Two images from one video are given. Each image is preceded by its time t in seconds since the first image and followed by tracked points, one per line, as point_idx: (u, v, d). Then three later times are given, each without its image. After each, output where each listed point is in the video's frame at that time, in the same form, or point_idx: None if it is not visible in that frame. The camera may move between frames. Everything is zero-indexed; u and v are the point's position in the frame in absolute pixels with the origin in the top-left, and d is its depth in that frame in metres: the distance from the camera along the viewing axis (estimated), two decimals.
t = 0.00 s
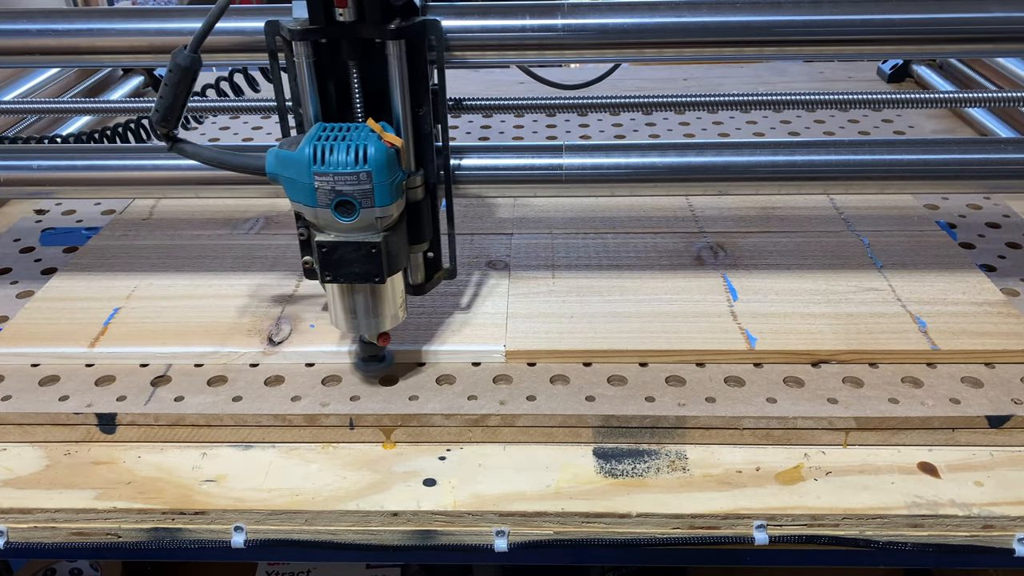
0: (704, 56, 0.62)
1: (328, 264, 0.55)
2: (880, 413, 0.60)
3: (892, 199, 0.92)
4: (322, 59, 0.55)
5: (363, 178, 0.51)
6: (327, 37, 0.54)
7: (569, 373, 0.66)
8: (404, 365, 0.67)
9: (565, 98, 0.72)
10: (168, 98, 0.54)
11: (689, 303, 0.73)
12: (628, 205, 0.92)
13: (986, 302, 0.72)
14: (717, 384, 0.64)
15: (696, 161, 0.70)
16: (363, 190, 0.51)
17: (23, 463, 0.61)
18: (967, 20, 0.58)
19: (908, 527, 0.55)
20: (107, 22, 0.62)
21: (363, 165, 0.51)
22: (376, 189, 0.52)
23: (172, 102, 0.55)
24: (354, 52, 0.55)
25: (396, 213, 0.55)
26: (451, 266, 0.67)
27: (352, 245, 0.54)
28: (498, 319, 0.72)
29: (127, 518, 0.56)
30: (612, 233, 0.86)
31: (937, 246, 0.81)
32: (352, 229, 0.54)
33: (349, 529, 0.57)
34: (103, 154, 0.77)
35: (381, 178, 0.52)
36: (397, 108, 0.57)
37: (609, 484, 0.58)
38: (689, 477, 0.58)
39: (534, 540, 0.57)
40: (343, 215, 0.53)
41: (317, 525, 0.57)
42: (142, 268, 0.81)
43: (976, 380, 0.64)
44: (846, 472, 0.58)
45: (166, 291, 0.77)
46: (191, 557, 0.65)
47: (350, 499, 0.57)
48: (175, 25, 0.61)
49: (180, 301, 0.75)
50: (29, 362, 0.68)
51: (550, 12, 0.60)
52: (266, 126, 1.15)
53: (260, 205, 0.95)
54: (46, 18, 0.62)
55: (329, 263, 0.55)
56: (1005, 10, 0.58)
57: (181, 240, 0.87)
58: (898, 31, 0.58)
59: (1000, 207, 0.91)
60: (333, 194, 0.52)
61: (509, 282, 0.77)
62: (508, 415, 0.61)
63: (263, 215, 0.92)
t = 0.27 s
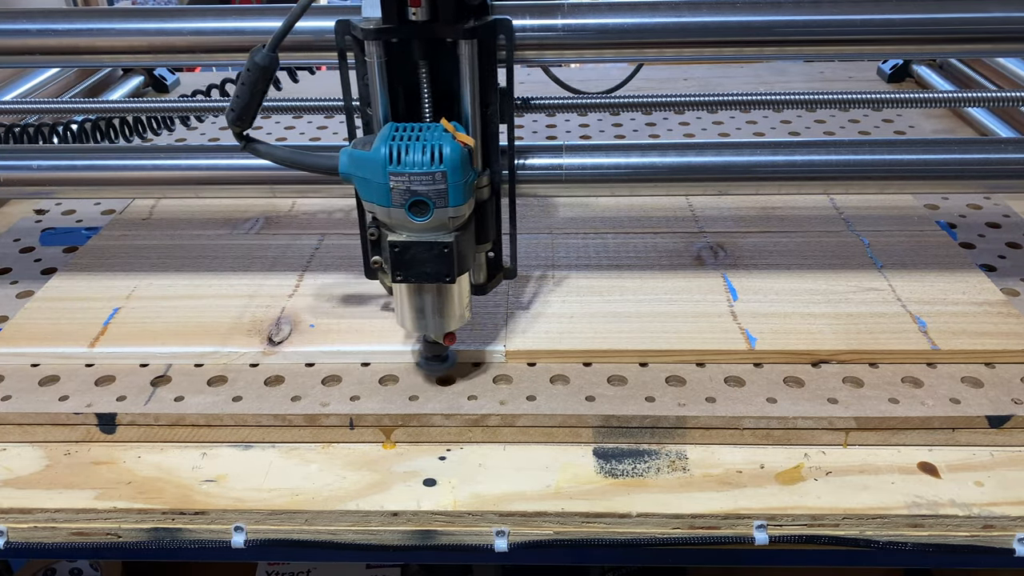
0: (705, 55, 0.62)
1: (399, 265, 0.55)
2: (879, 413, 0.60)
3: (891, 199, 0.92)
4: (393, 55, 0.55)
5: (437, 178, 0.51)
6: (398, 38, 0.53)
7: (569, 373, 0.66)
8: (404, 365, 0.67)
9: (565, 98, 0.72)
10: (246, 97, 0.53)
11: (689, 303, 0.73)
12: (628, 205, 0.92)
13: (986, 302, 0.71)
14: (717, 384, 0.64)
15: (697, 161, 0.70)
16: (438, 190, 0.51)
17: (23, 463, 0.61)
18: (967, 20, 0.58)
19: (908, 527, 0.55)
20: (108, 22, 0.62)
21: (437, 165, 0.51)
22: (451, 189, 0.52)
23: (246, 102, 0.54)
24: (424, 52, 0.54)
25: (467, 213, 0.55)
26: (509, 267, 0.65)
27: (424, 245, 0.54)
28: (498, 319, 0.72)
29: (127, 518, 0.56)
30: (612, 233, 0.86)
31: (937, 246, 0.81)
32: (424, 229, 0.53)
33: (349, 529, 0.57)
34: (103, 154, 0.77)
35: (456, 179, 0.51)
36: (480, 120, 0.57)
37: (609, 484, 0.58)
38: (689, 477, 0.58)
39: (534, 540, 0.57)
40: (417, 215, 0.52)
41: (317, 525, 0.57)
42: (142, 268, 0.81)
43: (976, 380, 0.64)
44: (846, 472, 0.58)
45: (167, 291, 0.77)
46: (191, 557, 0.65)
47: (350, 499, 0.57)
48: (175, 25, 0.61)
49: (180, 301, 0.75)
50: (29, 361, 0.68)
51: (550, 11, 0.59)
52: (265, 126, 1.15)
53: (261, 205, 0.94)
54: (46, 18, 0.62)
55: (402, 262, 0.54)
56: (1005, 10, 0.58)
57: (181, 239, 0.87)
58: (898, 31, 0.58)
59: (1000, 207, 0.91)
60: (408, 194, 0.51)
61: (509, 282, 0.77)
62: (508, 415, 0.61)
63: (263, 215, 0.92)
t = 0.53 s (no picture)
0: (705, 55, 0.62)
1: (610, 264, 0.55)
2: (880, 413, 0.60)
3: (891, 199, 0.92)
4: (669, 55, 0.54)
5: (661, 176, 0.50)
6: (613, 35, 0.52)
7: (569, 374, 0.66)
8: (404, 365, 0.67)
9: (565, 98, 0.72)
10: (475, 97, 0.53)
11: (688, 303, 0.73)
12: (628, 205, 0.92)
13: (986, 302, 0.71)
14: (717, 384, 0.64)
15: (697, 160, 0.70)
16: (660, 189, 0.51)
17: (23, 463, 0.61)
18: (966, 19, 0.58)
19: (908, 527, 0.55)
20: (108, 22, 0.62)
21: (663, 163, 0.50)
22: (672, 188, 0.51)
23: (475, 101, 0.54)
24: (639, 49, 0.53)
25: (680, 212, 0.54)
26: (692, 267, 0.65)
27: (639, 245, 0.54)
28: (498, 319, 0.72)
29: (127, 519, 0.56)
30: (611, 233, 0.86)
31: (937, 246, 0.81)
32: (639, 229, 0.53)
33: (349, 529, 0.57)
34: (103, 154, 0.77)
35: (677, 178, 0.51)
36: (697, 114, 0.56)
37: (610, 485, 0.58)
38: (690, 477, 0.58)
39: (534, 540, 0.57)
40: (637, 215, 0.52)
41: (317, 525, 0.57)
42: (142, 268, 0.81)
43: (976, 380, 0.64)
44: (846, 472, 0.58)
45: (167, 291, 0.77)
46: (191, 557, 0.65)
47: (350, 499, 0.57)
48: (175, 24, 0.61)
49: (180, 301, 0.75)
50: (29, 361, 0.68)
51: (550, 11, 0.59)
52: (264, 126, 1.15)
53: (260, 205, 0.94)
54: (45, 18, 0.62)
55: (613, 262, 0.54)
56: (1004, 10, 0.57)
57: (181, 240, 0.87)
58: (897, 30, 0.58)
59: (1000, 207, 0.91)
60: (629, 193, 0.51)
61: (509, 283, 0.77)
62: (508, 415, 0.61)
63: (263, 215, 0.92)
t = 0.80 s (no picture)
0: (705, 53, 0.62)
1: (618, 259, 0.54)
2: (880, 413, 0.60)
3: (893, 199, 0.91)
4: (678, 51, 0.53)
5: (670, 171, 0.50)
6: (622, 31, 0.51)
7: (569, 374, 0.66)
8: (404, 365, 0.67)
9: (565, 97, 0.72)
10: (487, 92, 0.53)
11: (688, 303, 0.73)
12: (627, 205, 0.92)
13: (986, 302, 0.71)
14: (717, 384, 0.64)
15: (696, 160, 0.70)
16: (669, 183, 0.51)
17: (23, 463, 0.61)
18: (966, 18, 0.58)
19: (909, 527, 0.55)
20: (109, 21, 0.62)
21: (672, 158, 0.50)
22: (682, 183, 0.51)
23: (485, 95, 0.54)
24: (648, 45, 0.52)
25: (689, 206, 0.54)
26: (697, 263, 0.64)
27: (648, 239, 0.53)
28: (498, 319, 0.72)
29: (127, 519, 0.56)
30: (611, 233, 0.86)
31: (938, 246, 0.81)
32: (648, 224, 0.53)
33: (349, 529, 0.57)
34: (103, 153, 0.77)
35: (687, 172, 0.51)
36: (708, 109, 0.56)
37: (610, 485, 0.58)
38: (690, 477, 0.58)
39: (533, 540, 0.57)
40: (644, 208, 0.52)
41: (317, 525, 0.57)
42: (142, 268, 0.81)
43: (976, 380, 0.64)
44: (846, 472, 0.58)
45: (167, 291, 0.77)
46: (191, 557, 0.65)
47: (351, 500, 0.57)
48: (176, 23, 0.61)
49: (180, 301, 0.75)
50: (29, 362, 0.68)
51: (550, 9, 0.60)
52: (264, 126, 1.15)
53: (261, 204, 0.94)
54: (46, 16, 0.62)
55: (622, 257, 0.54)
56: (1004, 8, 0.58)
57: (182, 239, 0.87)
58: (897, 28, 0.58)
59: (1000, 207, 0.91)
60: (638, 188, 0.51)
61: (510, 283, 0.77)
62: (508, 416, 0.61)
63: (263, 215, 0.92)
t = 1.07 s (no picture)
0: (706, 52, 0.62)
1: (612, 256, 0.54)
2: (880, 413, 0.60)
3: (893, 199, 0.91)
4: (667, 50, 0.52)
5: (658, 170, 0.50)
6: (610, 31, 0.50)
7: (569, 373, 0.66)
8: (404, 365, 0.67)
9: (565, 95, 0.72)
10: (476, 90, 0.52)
11: (688, 303, 0.73)
12: (627, 205, 0.92)
13: (986, 302, 0.71)
14: (717, 384, 0.64)
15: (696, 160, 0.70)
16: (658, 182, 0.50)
17: (23, 463, 0.61)
18: (967, 17, 0.58)
19: (908, 527, 0.55)
20: (110, 19, 0.62)
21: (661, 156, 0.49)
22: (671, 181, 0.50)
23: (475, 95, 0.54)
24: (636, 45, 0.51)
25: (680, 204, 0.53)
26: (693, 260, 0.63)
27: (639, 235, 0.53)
28: (498, 319, 0.71)
29: (127, 519, 0.57)
30: (611, 233, 0.85)
31: (938, 245, 0.81)
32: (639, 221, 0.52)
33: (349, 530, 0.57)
34: (104, 152, 0.77)
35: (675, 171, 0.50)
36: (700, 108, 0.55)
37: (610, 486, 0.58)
38: (690, 477, 0.58)
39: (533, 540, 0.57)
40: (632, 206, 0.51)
41: (317, 525, 0.57)
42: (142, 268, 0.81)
43: (976, 380, 0.64)
44: (846, 472, 0.58)
45: (167, 291, 0.77)
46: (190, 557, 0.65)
47: (354, 500, 0.57)
48: (178, 21, 0.61)
49: (180, 301, 0.75)
50: (29, 362, 0.68)
51: (551, 7, 0.59)
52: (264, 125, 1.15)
53: (260, 203, 0.94)
54: (47, 15, 0.62)
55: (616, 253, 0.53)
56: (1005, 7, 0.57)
57: (181, 239, 0.86)
58: (898, 27, 0.58)
59: (1000, 207, 0.91)
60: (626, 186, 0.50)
61: (510, 283, 0.77)
62: (508, 416, 0.61)
63: (263, 215, 0.92)
